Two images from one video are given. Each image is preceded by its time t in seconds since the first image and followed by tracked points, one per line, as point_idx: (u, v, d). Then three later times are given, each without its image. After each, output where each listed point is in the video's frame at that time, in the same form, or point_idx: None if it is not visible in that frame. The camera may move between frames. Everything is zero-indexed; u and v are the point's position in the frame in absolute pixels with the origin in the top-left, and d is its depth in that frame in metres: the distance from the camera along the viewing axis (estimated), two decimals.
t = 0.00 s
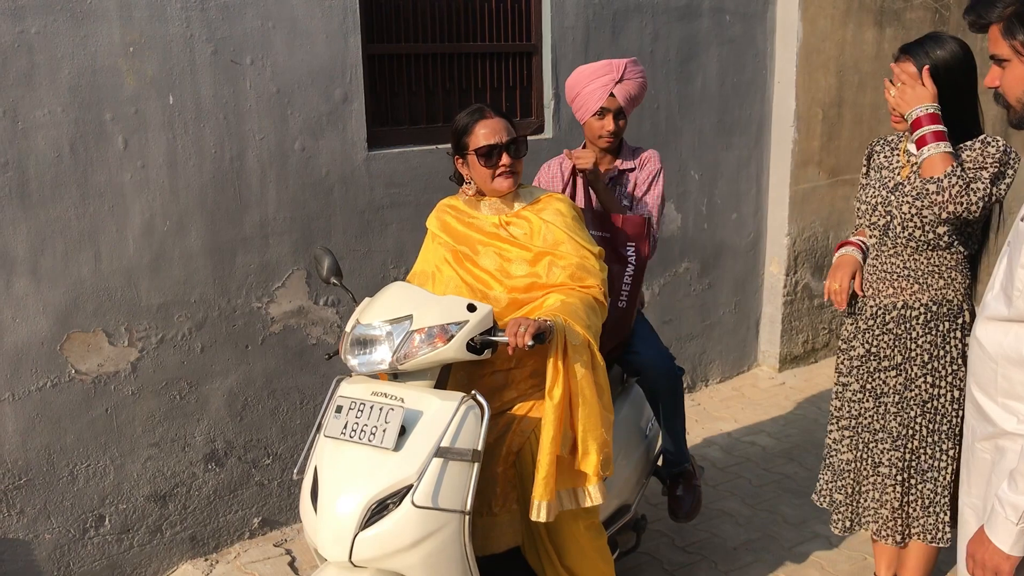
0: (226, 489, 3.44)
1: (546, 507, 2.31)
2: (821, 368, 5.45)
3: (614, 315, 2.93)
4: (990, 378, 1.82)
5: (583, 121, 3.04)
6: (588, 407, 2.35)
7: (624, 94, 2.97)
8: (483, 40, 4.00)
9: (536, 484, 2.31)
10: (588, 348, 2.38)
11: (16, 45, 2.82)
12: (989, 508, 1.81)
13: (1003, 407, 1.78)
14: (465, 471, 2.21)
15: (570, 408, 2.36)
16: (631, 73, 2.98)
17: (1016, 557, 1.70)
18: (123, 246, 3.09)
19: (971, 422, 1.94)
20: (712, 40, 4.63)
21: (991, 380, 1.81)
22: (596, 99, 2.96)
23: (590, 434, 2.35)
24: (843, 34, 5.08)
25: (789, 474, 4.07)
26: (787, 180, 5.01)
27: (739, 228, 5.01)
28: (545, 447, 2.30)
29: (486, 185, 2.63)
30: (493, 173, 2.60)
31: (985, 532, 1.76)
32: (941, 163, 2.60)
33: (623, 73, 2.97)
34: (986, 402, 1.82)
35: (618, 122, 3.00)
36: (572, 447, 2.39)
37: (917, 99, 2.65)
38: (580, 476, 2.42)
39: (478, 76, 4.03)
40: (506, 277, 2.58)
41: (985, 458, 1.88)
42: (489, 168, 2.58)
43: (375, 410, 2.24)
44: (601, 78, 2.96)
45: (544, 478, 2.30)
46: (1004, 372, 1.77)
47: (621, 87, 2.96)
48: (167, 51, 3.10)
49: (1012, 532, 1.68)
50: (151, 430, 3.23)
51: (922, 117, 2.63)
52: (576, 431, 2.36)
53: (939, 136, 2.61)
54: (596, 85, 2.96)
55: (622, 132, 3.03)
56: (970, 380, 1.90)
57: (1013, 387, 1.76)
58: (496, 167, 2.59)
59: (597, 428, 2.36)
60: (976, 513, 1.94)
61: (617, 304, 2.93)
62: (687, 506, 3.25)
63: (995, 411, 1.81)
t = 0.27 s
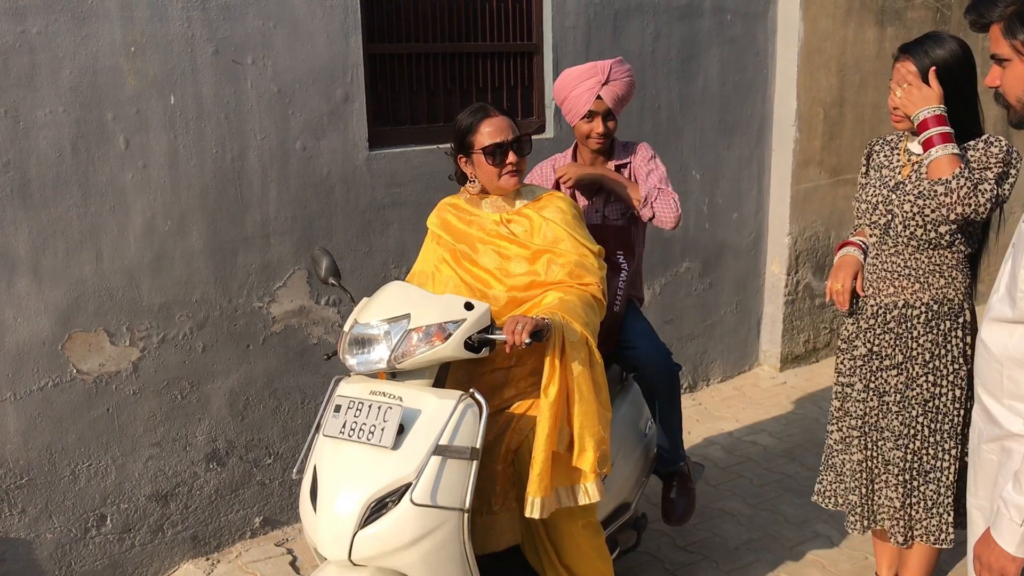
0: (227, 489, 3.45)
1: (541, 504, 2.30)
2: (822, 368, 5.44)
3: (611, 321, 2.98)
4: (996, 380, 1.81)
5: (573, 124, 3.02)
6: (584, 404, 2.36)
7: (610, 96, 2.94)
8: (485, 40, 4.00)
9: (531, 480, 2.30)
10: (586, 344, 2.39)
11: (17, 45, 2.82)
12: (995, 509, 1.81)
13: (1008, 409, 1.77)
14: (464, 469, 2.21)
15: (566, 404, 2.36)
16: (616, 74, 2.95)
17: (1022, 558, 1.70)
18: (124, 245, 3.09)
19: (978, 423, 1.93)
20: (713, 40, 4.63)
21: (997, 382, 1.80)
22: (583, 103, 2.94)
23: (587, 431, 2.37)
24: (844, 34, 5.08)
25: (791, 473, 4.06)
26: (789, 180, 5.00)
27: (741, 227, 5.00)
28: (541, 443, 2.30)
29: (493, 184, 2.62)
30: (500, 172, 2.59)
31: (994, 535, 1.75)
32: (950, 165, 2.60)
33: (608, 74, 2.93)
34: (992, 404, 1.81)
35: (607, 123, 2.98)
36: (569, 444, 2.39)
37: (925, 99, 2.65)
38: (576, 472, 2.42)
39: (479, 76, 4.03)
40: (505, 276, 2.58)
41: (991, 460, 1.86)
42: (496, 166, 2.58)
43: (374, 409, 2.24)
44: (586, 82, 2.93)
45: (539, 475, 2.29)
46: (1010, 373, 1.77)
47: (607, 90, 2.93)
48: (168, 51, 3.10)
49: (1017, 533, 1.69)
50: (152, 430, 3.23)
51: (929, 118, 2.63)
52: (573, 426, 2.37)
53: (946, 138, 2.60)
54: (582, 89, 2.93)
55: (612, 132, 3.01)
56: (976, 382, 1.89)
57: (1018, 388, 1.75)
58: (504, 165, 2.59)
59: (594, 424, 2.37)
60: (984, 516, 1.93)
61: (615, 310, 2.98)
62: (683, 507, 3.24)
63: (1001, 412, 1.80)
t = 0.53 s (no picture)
0: (229, 488, 3.45)
1: (548, 497, 2.32)
2: (824, 368, 5.44)
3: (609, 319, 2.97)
4: (1002, 384, 1.79)
5: (566, 123, 3.02)
6: (587, 395, 2.37)
7: (604, 94, 2.95)
8: (486, 40, 4.01)
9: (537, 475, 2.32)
10: (587, 337, 2.40)
11: (19, 46, 2.82)
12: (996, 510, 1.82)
13: (1013, 412, 1.77)
14: (463, 468, 2.21)
15: (569, 395, 2.37)
16: (610, 72, 2.97)
17: (1020, 561, 1.72)
18: (125, 245, 3.09)
19: (983, 427, 1.92)
20: (714, 40, 4.63)
21: (1002, 385, 1.80)
22: (576, 100, 2.95)
23: (592, 422, 2.37)
24: (845, 34, 5.08)
25: (792, 474, 4.06)
26: (790, 180, 5.00)
27: (742, 227, 5.00)
28: (545, 436, 2.31)
29: (496, 184, 2.62)
30: (505, 171, 2.59)
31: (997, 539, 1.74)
32: (950, 167, 2.59)
33: (602, 73, 2.95)
34: (998, 408, 1.80)
35: (601, 122, 2.98)
36: (573, 435, 2.39)
37: (922, 103, 2.65)
38: (583, 462, 2.44)
39: (480, 76, 4.04)
40: (505, 275, 2.58)
41: (997, 464, 1.86)
42: (501, 165, 2.58)
43: (373, 408, 2.24)
44: (580, 79, 2.95)
45: (546, 468, 2.31)
46: (1014, 376, 1.76)
47: (600, 87, 2.94)
48: (170, 51, 3.10)
49: (1016, 535, 1.70)
50: (153, 430, 3.24)
51: (927, 121, 2.62)
52: (577, 417, 2.37)
53: (946, 140, 2.59)
54: (576, 86, 2.95)
55: (605, 132, 3.00)
56: (981, 385, 1.88)
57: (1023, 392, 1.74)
58: (508, 165, 2.59)
59: (597, 414, 2.38)
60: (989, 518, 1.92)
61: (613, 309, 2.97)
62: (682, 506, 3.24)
63: (1006, 416, 1.80)
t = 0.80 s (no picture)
0: (231, 489, 3.45)
1: (555, 489, 2.34)
2: (826, 371, 5.44)
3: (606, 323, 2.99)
4: (1006, 389, 1.80)
5: (561, 132, 3.01)
6: (592, 386, 2.39)
7: (598, 104, 2.91)
8: (489, 43, 4.01)
9: (546, 466, 2.34)
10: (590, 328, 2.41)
11: (24, 47, 2.83)
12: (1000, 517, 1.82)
13: (1017, 418, 1.77)
14: (465, 467, 2.22)
15: (574, 386, 2.40)
16: (604, 81, 2.92)
17: None
18: (129, 246, 3.10)
19: (988, 432, 1.92)
20: (717, 43, 4.64)
21: (1006, 391, 1.80)
22: (570, 109, 2.93)
23: (597, 413, 2.39)
24: (848, 37, 5.08)
25: (794, 476, 4.06)
26: (793, 183, 5.00)
27: (744, 230, 5.00)
28: (552, 427, 2.33)
29: (504, 185, 2.62)
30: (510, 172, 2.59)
31: (999, 545, 1.74)
32: (949, 172, 2.58)
33: (595, 82, 2.91)
34: (1001, 414, 1.80)
35: (595, 131, 2.97)
36: (578, 426, 2.41)
37: (918, 110, 2.66)
38: (588, 457, 2.46)
39: (483, 78, 4.04)
40: (507, 272, 2.58)
41: (1001, 469, 1.86)
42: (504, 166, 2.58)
43: (376, 408, 2.24)
44: (574, 89, 2.92)
45: (552, 457, 2.33)
46: (1018, 382, 1.76)
47: (594, 98, 2.90)
48: (174, 53, 3.11)
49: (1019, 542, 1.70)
50: (156, 431, 3.24)
51: (924, 127, 2.62)
52: (582, 409, 2.39)
53: (943, 146, 2.59)
54: (570, 96, 2.92)
55: (600, 140, 3.00)
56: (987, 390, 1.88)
57: None
58: (513, 165, 2.59)
59: (602, 406, 2.40)
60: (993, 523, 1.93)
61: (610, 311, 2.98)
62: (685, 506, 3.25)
63: (1011, 422, 1.80)
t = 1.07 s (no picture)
0: (235, 491, 3.46)
1: (557, 494, 2.35)
2: (830, 374, 5.44)
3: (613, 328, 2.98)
4: (1012, 396, 1.80)
5: (560, 145, 3.02)
6: (599, 390, 2.38)
7: (594, 115, 2.93)
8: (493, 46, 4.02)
9: (547, 471, 2.34)
10: (598, 333, 2.41)
11: (30, 50, 2.84)
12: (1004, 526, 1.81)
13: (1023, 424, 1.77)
14: (474, 467, 2.22)
15: (583, 391, 2.39)
16: (601, 92, 2.96)
17: None
18: (134, 249, 3.10)
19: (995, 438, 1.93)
20: (722, 46, 4.64)
21: (1013, 398, 1.80)
22: (568, 122, 2.94)
23: (605, 416, 2.38)
24: (852, 41, 5.08)
25: (797, 480, 4.06)
26: (797, 186, 5.00)
27: (748, 233, 5.00)
28: (556, 432, 2.33)
29: (505, 189, 2.63)
30: (511, 176, 2.60)
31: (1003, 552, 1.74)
32: (951, 175, 2.59)
33: (591, 93, 2.94)
34: (1008, 419, 1.81)
35: (593, 142, 2.98)
36: (586, 430, 2.39)
37: (922, 112, 2.64)
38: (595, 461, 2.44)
39: (487, 81, 4.05)
40: (514, 276, 2.58)
41: (1007, 475, 1.86)
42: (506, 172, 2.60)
43: (385, 409, 2.25)
44: (571, 101, 2.94)
45: (554, 462, 2.33)
46: None
47: (591, 110, 2.93)
48: (179, 56, 3.12)
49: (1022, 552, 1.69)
50: (160, 433, 3.25)
51: (927, 130, 2.63)
52: (590, 414, 2.38)
53: (947, 148, 2.59)
54: (567, 108, 2.94)
55: (599, 152, 3.01)
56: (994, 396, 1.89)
57: None
58: (514, 169, 2.61)
59: (611, 410, 2.39)
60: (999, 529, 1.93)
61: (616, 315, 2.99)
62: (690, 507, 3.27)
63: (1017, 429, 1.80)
